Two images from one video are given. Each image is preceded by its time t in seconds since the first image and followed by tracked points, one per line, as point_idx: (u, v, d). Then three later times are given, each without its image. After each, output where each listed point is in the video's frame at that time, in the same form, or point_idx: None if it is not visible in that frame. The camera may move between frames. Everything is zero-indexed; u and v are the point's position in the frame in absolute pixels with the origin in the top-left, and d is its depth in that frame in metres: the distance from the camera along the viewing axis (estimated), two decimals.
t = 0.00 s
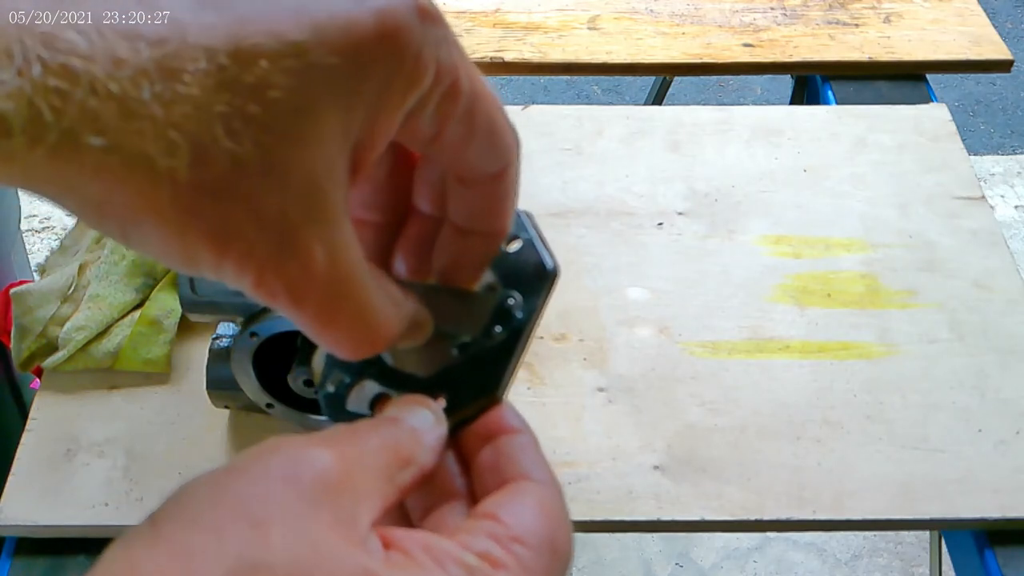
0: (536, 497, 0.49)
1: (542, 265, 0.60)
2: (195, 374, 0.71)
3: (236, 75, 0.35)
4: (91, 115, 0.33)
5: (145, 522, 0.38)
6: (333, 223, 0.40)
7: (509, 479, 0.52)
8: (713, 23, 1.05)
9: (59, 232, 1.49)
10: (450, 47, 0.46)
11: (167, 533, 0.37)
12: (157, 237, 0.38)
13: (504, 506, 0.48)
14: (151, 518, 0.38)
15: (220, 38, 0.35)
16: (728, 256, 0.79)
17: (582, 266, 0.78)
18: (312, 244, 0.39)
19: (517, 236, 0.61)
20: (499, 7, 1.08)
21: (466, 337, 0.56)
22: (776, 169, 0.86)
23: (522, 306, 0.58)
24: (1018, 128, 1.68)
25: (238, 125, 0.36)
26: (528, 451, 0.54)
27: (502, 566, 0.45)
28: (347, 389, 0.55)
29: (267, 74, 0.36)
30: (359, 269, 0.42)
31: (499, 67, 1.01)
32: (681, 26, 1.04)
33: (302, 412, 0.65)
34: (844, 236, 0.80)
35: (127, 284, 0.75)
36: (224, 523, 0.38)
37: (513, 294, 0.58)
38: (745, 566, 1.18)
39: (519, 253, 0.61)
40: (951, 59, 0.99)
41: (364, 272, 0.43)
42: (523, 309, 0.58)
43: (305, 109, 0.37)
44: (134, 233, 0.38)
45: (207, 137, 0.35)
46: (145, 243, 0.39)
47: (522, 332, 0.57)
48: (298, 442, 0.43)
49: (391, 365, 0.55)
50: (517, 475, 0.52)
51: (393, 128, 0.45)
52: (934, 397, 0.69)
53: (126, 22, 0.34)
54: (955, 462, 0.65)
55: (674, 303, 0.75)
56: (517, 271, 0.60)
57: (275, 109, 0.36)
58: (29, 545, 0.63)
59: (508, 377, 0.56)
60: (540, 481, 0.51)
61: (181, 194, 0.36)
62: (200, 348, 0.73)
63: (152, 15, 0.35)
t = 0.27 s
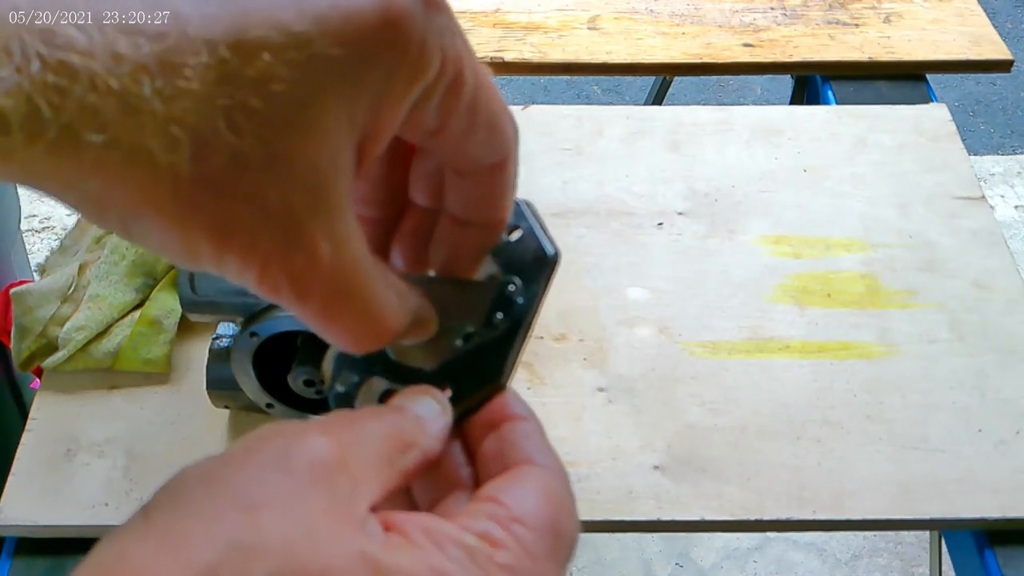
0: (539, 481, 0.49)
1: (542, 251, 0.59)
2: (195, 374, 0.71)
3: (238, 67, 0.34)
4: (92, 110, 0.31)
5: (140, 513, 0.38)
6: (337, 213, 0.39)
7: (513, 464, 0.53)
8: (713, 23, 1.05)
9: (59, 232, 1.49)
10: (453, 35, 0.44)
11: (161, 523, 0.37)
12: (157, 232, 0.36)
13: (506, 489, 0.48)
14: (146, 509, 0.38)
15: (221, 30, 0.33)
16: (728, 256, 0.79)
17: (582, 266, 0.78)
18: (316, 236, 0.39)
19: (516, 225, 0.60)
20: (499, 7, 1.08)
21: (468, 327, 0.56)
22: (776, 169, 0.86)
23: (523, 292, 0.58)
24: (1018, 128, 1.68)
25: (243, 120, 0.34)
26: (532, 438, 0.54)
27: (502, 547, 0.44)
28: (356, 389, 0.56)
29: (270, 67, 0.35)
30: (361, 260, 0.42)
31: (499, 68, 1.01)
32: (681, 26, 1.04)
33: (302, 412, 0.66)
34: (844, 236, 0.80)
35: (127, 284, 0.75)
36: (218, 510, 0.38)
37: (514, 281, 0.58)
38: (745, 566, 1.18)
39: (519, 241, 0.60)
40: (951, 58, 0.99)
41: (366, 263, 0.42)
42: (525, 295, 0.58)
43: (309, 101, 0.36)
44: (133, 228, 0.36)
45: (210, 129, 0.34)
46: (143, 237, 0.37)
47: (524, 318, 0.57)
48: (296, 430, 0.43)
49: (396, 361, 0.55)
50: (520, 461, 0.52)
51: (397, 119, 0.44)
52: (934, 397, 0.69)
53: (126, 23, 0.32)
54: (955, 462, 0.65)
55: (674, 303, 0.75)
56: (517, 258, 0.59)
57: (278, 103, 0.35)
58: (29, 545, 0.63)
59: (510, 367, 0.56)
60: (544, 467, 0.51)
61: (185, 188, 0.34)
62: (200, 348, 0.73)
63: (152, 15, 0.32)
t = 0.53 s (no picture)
0: (548, 475, 0.49)
1: (555, 251, 0.60)
2: (195, 373, 0.71)
3: (255, 51, 0.35)
4: (110, 87, 0.33)
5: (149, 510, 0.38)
6: (347, 204, 0.40)
7: (522, 459, 0.52)
8: (713, 23, 1.05)
9: (59, 232, 1.49)
10: (468, 31, 0.46)
11: (166, 520, 0.37)
12: (168, 216, 0.37)
13: (515, 483, 0.48)
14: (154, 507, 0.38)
15: (238, 14, 0.35)
16: (728, 256, 0.79)
17: (582, 266, 0.78)
18: (325, 225, 0.39)
19: (530, 225, 0.62)
20: (499, 8, 1.08)
21: (478, 322, 0.56)
22: (776, 169, 0.86)
23: (535, 289, 0.58)
24: (1018, 128, 1.68)
25: (255, 102, 0.36)
26: (541, 433, 0.54)
27: (513, 540, 0.45)
28: (363, 382, 0.55)
29: (286, 51, 0.36)
30: (371, 253, 0.42)
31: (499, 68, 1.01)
32: (681, 26, 1.04)
33: (302, 412, 0.66)
34: (844, 236, 0.80)
35: (127, 284, 0.75)
36: (224, 506, 0.38)
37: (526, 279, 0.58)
38: (745, 566, 1.18)
39: (532, 240, 0.61)
40: (951, 58, 0.99)
41: (375, 256, 0.43)
42: (535, 292, 0.58)
43: (321, 89, 0.38)
44: (144, 213, 0.37)
45: (224, 112, 0.35)
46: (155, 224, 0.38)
47: (535, 315, 0.56)
48: (303, 425, 0.43)
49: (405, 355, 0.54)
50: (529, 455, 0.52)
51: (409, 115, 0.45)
52: (934, 397, 0.69)
53: (127, 22, 0.33)
54: (955, 462, 0.65)
55: (674, 303, 0.75)
56: (530, 258, 0.60)
57: (291, 87, 0.37)
58: (29, 545, 0.63)
59: (519, 362, 0.55)
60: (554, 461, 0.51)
61: (197, 170, 0.35)
62: (200, 348, 0.73)
63: (153, 15, 0.34)
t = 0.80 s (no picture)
0: (555, 479, 0.49)
1: (551, 250, 0.59)
2: (195, 374, 0.71)
3: (257, 41, 0.36)
4: (112, 73, 0.33)
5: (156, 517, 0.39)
6: (348, 200, 0.40)
7: (526, 463, 0.52)
8: (713, 23, 1.05)
9: (59, 232, 1.49)
10: (468, 28, 0.46)
11: (176, 529, 0.37)
12: (168, 208, 0.37)
13: (522, 488, 0.48)
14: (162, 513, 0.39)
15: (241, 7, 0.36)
16: (728, 256, 0.79)
17: (582, 267, 0.78)
18: (326, 220, 0.39)
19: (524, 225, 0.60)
20: (499, 7, 1.08)
21: (477, 327, 0.55)
22: (776, 169, 0.86)
23: (532, 291, 0.56)
24: (1019, 128, 1.68)
25: (259, 91, 0.36)
26: (544, 436, 0.54)
27: (522, 546, 0.45)
28: (364, 390, 0.55)
29: (288, 42, 0.37)
30: (371, 252, 0.42)
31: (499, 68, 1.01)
32: (681, 26, 1.04)
33: (302, 412, 0.65)
34: (844, 236, 0.80)
35: (127, 284, 0.75)
36: (232, 511, 0.38)
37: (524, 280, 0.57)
38: (745, 566, 1.18)
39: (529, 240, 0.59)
40: (951, 58, 0.99)
41: (376, 255, 0.43)
42: (534, 295, 0.57)
43: (321, 84, 0.38)
44: (145, 205, 0.37)
45: (226, 101, 0.35)
46: (156, 216, 0.38)
47: (533, 317, 0.56)
48: (306, 431, 0.43)
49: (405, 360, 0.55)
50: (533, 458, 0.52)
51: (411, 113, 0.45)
52: (934, 397, 0.69)
53: (127, 22, 0.34)
54: (955, 462, 0.65)
55: (674, 303, 0.75)
56: (528, 258, 0.58)
57: (292, 79, 0.37)
58: (30, 545, 0.63)
59: (519, 364, 0.55)
60: (559, 466, 0.51)
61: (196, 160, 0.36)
62: (200, 348, 0.73)
63: (153, 15, 0.34)
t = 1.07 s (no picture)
0: (560, 479, 0.49)
1: (554, 249, 0.62)
2: (195, 373, 0.72)
3: (251, 53, 0.35)
4: (105, 91, 0.33)
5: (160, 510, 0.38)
6: (346, 206, 0.40)
7: (530, 461, 0.52)
8: (713, 23, 1.05)
9: (59, 232, 1.49)
10: (466, 29, 0.46)
11: (182, 522, 0.37)
12: (168, 219, 0.37)
13: (528, 487, 0.48)
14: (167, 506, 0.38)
15: (235, 18, 0.35)
16: (728, 256, 0.79)
17: (582, 267, 0.78)
18: (326, 227, 0.39)
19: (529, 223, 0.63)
20: (499, 7, 1.08)
21: (481, 324, 0.57)
22: (776, 169, 0.86)
23: (537, 289, 0.59)
24: (1018, 128, 1.68)
25: (253, 103, 0.36)
26: (548, 435, 0.54)
27: (527, 543, 0.45)
28: (365, 384, 0.56)
29: (280, 53, 0.36)
30: (372, 255, 0.42)
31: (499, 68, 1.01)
32: (681, 26, 1.04)
33: (302, 412, 0.65)
34: (844, 236, 0.80)
35: (127, 284, 0.75)
36: (240, 506, 0.38)
37: (528, 279, 0.60)
38: (745, 566, 1.18)
39: (531, 239, 0.62)
40: (951, 58, 0.99)
41: (376, 258, 0.43)
42: (537, 292, 0.59)
43: (319, 87, 0.38)
44: (144, 215, 0.37)
45: (222, 114, 0.35)
46: (156, 227, 0.38)
47: (539, 314, 0.58)
48: (312, 426, 0.43)
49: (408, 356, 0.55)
50: (537, 457, 0.52)
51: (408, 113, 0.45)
52: (934, 397, 0.69)
53: (127, 22, 0.33)
54: (955, 462, 0.65)
55: (674, 303, 0.75)
56: (530, 257, 0.61)
57: (288, 89, 0.37)
58: (30, 545, 0.63)
59: (524, 360, 0.57)
60: (562, 464, 0.51)
61: (195, 172, 0.35)
62: (200, 348, 0.73)
63: (155, 15, 0.34)
